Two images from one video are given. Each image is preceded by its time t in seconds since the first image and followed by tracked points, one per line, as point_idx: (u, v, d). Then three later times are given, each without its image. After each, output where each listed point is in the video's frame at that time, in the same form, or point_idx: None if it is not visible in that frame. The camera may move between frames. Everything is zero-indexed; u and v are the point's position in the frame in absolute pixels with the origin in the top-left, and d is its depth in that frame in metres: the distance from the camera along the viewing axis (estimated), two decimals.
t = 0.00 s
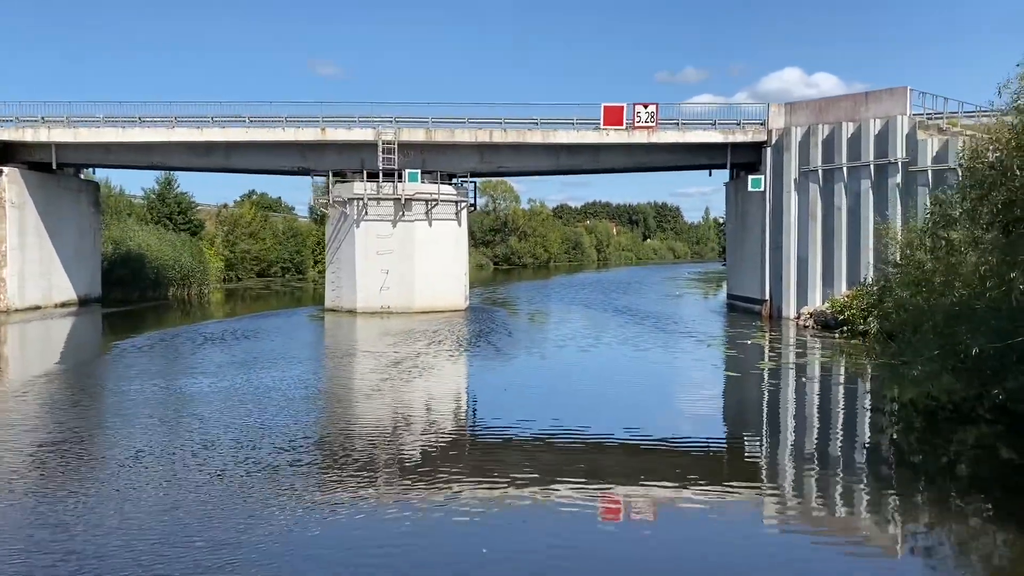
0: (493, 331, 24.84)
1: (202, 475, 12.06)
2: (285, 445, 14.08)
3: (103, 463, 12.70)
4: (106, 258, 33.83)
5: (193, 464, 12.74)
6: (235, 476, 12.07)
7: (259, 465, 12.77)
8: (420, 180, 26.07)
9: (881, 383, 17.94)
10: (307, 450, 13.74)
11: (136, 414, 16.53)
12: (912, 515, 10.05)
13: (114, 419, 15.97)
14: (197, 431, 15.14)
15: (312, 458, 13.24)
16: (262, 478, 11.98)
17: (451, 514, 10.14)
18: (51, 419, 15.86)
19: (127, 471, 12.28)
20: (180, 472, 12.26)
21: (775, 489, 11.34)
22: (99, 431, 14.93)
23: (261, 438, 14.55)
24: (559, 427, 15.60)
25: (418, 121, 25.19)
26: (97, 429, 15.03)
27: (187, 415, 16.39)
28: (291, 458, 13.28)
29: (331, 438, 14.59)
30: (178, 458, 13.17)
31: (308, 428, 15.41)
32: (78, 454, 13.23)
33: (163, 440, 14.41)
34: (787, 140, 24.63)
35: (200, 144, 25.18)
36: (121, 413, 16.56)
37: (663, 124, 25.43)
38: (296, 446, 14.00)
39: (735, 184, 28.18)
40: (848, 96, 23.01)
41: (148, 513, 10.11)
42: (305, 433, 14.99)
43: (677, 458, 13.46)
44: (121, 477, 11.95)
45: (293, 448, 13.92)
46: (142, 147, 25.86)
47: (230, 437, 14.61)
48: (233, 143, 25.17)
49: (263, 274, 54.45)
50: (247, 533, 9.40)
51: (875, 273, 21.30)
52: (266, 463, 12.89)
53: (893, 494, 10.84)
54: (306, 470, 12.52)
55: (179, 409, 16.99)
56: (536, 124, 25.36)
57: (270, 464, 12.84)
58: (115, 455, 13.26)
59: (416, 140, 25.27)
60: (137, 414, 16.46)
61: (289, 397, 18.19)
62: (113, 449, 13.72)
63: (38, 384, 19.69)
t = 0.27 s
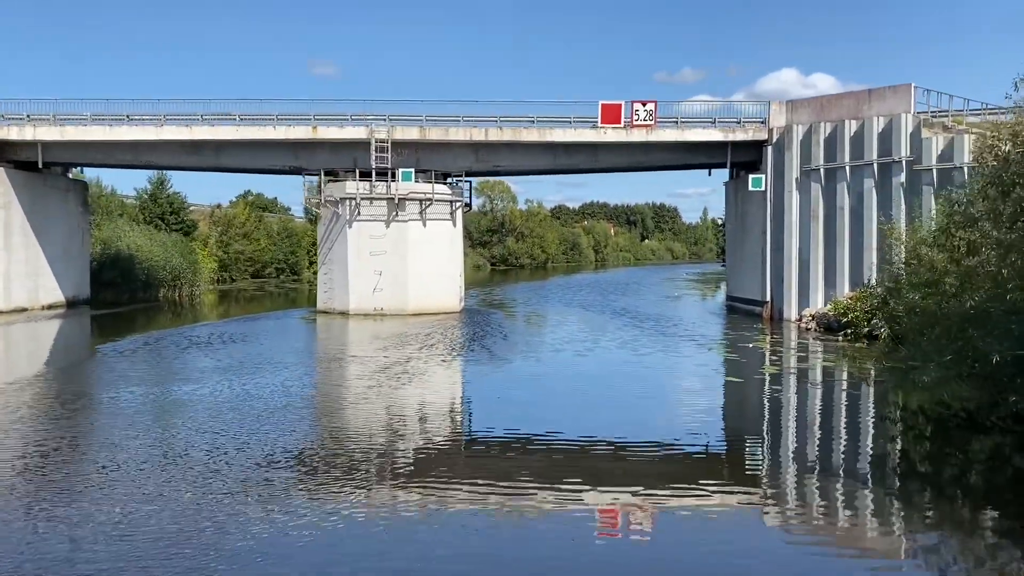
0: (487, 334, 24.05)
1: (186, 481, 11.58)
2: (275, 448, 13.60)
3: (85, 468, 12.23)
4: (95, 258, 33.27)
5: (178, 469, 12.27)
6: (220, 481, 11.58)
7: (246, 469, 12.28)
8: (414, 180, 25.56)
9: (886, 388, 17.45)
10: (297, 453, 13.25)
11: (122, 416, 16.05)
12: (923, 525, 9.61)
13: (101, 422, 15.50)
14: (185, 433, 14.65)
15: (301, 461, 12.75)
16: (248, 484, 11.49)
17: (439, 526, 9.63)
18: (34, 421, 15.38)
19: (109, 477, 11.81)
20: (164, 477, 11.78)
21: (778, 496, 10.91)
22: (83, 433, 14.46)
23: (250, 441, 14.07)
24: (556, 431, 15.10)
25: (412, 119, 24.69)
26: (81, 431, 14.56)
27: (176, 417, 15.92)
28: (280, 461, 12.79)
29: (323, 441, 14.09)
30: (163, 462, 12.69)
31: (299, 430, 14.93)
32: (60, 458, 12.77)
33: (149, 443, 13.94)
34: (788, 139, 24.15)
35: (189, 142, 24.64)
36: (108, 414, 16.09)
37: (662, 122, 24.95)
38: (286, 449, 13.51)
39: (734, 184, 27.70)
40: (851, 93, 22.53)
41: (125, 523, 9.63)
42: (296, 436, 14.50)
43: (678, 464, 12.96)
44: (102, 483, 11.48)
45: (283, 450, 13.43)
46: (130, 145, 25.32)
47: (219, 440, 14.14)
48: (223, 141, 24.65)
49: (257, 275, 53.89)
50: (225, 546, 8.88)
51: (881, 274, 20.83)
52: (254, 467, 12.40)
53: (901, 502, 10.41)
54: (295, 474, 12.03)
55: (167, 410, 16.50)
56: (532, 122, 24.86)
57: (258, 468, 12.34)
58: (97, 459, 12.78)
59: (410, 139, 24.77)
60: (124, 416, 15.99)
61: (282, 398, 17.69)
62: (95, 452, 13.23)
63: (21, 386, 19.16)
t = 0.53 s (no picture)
0: (482, 338, 23.34)
1: (174, 486, 11.07)
2: (267, 452, 13.08)
3: (69, 472, 11.72)
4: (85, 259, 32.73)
5: (167, 472, 11.76)
6: (210, 487, 11.08)
7: (238, 474, 11.81)
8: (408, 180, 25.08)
9: (891, 392, 16.91)
10: (292, 458, 12.74)
11: (112, 416, 15.54)
12: (938, 539, 9.12)
13: (90, 422, 15.00)
14: (175, 434, 14.14)
15: (295, 466, 12.25)
16: (236, 490, 10.99)
17: (430, 537, 9.16)
18: (20, 423, 14.89)
19: (94, 481, 11.29)
20: (152, 481, 11.30)
21: (787, 506, 10.42)
22: (70, 435, 13.96)
23: (242, 444, 13.57)
24: (553, 436, 14.61)
25: (406, 118, 24.20)
26: (68, 433, 14.04)
27: (167, 418, 15.41)
28: (272, 465, 12.29)
29: (317, 445, 13.58)
30: (152, 464, 12.20)
31: (294, 433, 14.41)
32: (45, 460, 12.28)
33: (139, 444, 13.44)
34: (790, 138, 23.68)
35: (179, 141, 24.13)
36: (98, 415, 15.57)
37: (661, 121, 24.48)
38: (280, 453, 13.00)
39: (735, 184, 27.23)
40: (854, 91, 22.08)
41: (104, 534, 9.14)
42: (290, 439, 13.99)
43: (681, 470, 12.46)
44: (87, 487, 10.97)
45: (277, 455, 12.91)
46: (118, 144, 24.81)
47: (210, 441, 13.63)
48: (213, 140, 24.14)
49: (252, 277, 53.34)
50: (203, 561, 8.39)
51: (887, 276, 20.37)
52: (245, 471, 11.90)
53: (910, 514, 9.90)
54: (288, 480, 11.51)
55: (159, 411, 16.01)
56: (529, 120, 24.37)
57: (250, 473, 11.83)
58: (82, 461, 12.27)
59: (404, 138, 24.28)
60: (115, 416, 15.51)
61: (277, 400, 17.19)
62: (81, 454, 12.72)
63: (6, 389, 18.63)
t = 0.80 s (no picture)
0: (478, 343, 22.69)
1: (160, 489, 10.58)
2: (259, 457, 12.58)
3: (51, 474, 11.22)
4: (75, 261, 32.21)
5: (154, 476, 11.26)
6: (198, 490, 10.58)
7: (232, 477, 11.35)
8: (404, 180, 24.60)
9: (900, 397, 16.40)
10: (285, 463, 12.25)
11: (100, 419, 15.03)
12: (957, 554, 8.63)
13: (80, 425, 14.52)
14: (165, 437, 13.64)
15: (286, 471, 11.76)
16: (227, 495, 10.51)
17: (420, 549, 8.71)
18: (6, 426, 14.37)
19: (76, 483, 10.79)
20: (144, 484, 10.85)
21: (796, 517, 9.95)
22: (55, 437, 13.45)
23: (236, 448, 13.09)
24: (552, 441, 14.11)
25: (401, 116, 23.73)
26: (54, 436, 13.53)
27: (158, 422, 14.91)
28: (264, 469, 11.81)
29: (310, 450, 13.09)
30: (138, 467, 11.69)
31: (287, 438, 13.91)
32: (34, 462, 11.82)
33: (129, 448, 12.96)
34: (793, 137, 23.21)
35: (169, 139, 23.63)
36: (86, 418, 15.06)
37: (662, 120, 24.00)
38: (272, 458, 12.51)
39: (737, 185, 26.74)
40: (859, 90, 21.61)
41: (81, 538, 8.65)
42: (283, 444, 13.49)
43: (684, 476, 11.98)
44: (68, 489, 10.46)
45: (268, 459, 12.42)
46: (107, 143, 24.31)
47: (204, 445, 13.17)
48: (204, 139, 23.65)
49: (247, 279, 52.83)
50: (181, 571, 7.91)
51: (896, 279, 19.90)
52: (238, 476, 11.42)
53: (927, 527, 9.42)
54: (279, 484, 11.03)
55: (150, 415, 15.50)
56: (527, 119, 23.88)
57: (239, 477, 11.34)
58: (67, 463, 11.77)
59: (399, 137, 23.80)
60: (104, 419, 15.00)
61: (271, 406, 16.67)
62: (65, 456, 12.22)
63: None
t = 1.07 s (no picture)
0: (473, 348, 22.06)
1: (141, 504, 10.06)
2: (250, 466, 12.06)
3: (30, 489, 10.69)
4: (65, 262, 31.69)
5: (136, 489, 10.73)
6: (180, 504, 10.05)
7: (225, 488, 10.90)
8: (399, 180, 24.10)
9: (909, 403, 15.90)
10: (274, 473, 11.71)
11: (87, 427, 14.49)
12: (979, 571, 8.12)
13: (70, 433, 14.06)
14: (152, 447, 13.11)
15: (276, 481, 11.22)
16: (218, 505, 10.05)
17: (407, 567, 8.21)
18: None
19: (54, 498, 10.27)
20: (132, 495, 10.40)
21: (803, 528, 9.49)
22: (38, 447, 12.92)
23: (230, 456, 12.62)
24: (550, 447, 13.61)
25: (396, 115, 23.24)
26: (36, 446, 13.01)
27: (146, 429, 14.37)
28: (251, 480, 11.26)
29: (301, 458, 12.56)
30: (120, 480, 11.16)
31: (279, 446, 13.38)
32: (21, 475, 11.39)
33: (121, 457, 12.51)
34: (797, 137, 22.72)
35: (159, 139, 23.13)
36: (72, 426, 14.54)
37: (663, 119, 23.50)
38: (261, 467, 11.98)
39: (740, 185, 26.23)
40: (865, 88, 21.12)
41: (51, 559, 8.15)
42: (274, 452, 12.96)
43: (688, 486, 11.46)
44: (44, 505, 9.93)
45: (257, 469, 11.89)
46: (97, 142, 23.81)
47: (197, 454, 12.72)
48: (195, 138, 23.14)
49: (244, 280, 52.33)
50: None
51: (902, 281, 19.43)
52: (231, 485, 10.97)
53: (940, 541, 8.97)
54: (266, 495, 10.50)
55: (139, 422, 14.97)
56: (525, 118, 23.38)
57: (227, 488, 10.81)
58: (47, 477, 11.25)
59: (394, 136, 23.31)
60: (91, 427, 14.46)
61: (265, 411, 16.12)
62: (46, 469, 11.70)
63: None
